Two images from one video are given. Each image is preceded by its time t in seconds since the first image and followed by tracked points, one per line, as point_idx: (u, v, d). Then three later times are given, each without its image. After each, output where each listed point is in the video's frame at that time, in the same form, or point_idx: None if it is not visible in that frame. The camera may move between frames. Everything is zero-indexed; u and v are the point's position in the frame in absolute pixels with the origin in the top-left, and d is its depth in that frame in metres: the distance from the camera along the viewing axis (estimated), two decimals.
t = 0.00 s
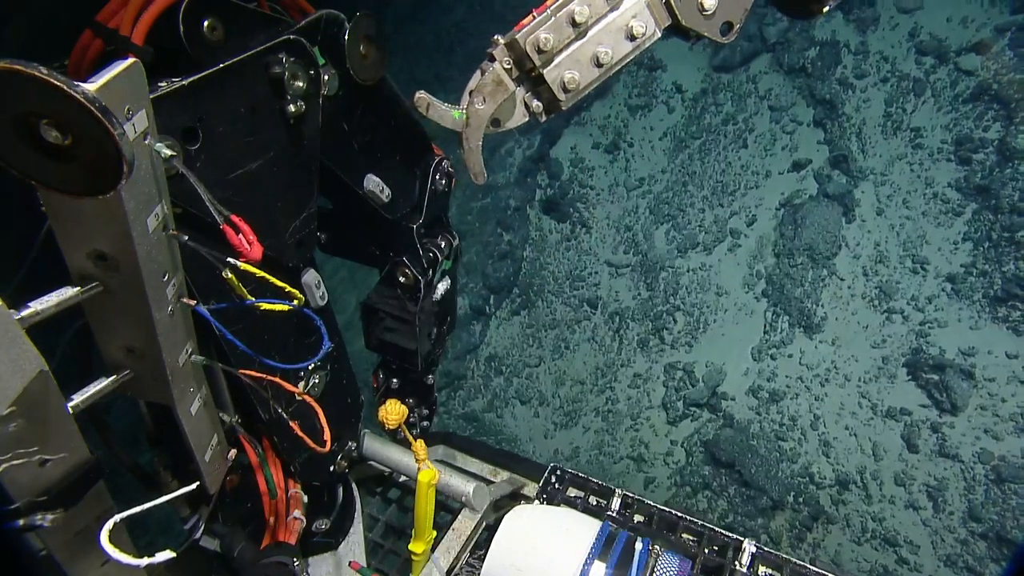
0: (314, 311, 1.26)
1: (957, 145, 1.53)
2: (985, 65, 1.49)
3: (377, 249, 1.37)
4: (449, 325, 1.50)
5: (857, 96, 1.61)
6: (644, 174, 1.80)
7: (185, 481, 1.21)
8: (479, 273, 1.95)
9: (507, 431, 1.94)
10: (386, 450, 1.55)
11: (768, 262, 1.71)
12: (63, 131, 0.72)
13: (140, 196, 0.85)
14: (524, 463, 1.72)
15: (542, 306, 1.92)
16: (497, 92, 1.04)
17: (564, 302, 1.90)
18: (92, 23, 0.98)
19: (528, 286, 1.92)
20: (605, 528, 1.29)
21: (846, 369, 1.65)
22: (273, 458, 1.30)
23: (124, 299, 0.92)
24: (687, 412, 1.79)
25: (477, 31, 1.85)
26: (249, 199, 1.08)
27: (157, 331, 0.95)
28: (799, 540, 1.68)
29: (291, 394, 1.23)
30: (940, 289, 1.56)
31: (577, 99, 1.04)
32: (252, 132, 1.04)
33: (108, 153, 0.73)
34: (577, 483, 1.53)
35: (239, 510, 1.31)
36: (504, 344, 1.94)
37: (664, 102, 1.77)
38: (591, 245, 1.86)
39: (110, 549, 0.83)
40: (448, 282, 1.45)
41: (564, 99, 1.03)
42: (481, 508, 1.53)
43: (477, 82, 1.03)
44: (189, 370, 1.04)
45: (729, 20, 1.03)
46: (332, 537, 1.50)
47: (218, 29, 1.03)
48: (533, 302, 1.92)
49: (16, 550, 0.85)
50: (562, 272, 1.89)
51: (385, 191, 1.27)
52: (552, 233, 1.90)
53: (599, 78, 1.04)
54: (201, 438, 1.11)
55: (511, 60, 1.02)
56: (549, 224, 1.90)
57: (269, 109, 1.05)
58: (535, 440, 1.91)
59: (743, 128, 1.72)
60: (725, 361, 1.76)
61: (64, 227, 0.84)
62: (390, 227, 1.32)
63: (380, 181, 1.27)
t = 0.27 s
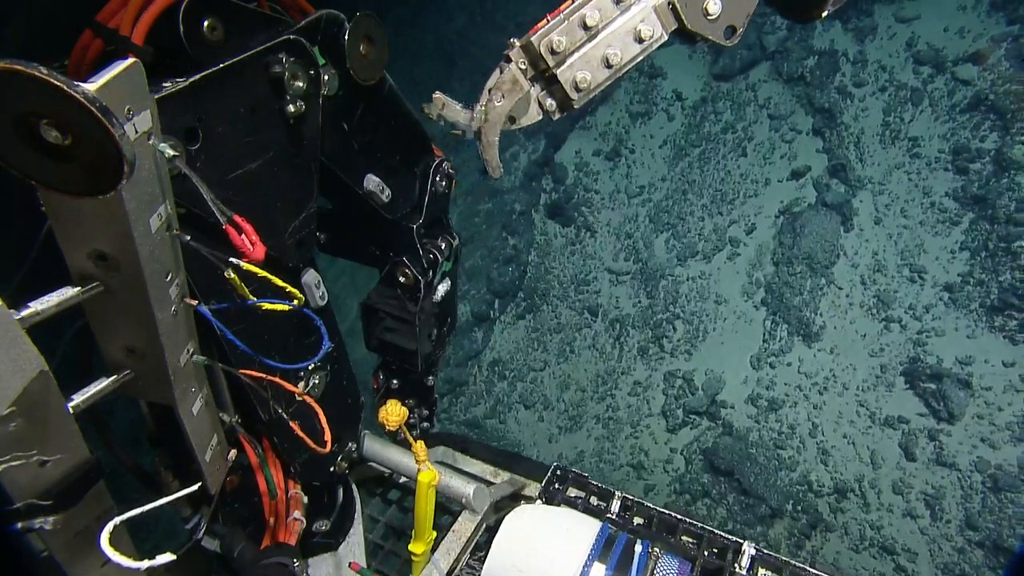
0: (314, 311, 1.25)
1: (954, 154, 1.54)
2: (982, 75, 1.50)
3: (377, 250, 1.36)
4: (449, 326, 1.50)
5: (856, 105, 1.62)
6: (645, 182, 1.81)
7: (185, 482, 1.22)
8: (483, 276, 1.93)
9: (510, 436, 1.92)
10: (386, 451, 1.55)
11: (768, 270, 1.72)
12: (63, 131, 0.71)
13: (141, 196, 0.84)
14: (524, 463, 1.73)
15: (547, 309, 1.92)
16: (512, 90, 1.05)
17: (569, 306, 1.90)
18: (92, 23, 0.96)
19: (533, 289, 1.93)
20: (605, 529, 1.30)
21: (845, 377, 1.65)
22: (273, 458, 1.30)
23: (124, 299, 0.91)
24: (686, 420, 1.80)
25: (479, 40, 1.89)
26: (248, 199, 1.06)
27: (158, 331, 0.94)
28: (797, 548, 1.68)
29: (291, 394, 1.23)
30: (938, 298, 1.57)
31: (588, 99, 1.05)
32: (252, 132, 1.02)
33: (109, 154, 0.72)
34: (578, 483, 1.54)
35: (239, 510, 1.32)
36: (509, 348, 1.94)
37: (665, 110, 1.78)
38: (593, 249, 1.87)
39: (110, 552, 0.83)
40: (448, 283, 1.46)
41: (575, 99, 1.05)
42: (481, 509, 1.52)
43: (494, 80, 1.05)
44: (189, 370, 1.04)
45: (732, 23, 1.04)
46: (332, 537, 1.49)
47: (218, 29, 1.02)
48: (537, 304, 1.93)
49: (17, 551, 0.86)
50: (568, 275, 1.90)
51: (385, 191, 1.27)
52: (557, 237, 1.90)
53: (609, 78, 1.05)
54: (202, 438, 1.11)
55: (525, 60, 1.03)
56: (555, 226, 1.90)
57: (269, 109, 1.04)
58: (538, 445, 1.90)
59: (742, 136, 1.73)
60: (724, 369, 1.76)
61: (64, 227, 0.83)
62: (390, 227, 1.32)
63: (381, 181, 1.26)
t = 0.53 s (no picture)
0: (314, 311, 1.23)
1: (952, 163, 1.56)
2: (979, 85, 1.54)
3: (377, 250, 1.37)
4: (450, 325, 1.52)
5: (854, 113, 1.64)
6: (645, 189, 1.82)
7: (185, 483, 1.22)
8: (485, 283, 1.93)
9: (511, 442, 1.93)
10: (386, 451, 1.55)
11: (767, 277, 1.73)
12: (63, 131, 0.71)
13: (142, 196, 0.83)
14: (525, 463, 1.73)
15: (547, 316, 1.92)
16: (524, 96, 1.11)
17: (571, 313, 1.90)
18: (92, 23, 0.96)
19: (534, 296, 1.92)
20: (605, 529, 1.30)
21: (843, 385, 1.66)
22: (274, 458, 1.29)
23: (124, 299, 0.90)
24: (686, 426, 1.80)
25: (480, 47, 1.90)
26: (248, 199, 1.05)
27: (158, 331, 0.93)
28: (796, 554, 1.68)
29: (291, 394, 1.22)
30: (936, 306, 1.59)
31: (596, 105, 1.11)
32: (252, 132, 1.01)
33: (109, 154, 0.72)
34: (578, 483, 1.54)
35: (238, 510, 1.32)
36: (509, 355, 1.94)
37: (665, 117, 1.80)
38: (594, 255, 1.87)
39: (110, 555, 0.84)
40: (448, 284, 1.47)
41: (584, 106, 1.11)
42: (481, 510, 1.52)
43: (508, 86, 1.10)
44: (189, 370, 1.03)
45: (733, 33, 1.07)
46: (332, 537, 1.49)
47: (218, 29, 1.01)
48: (539, 310, 1.92)
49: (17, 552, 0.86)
50: (569, 281, 1.90)
51: (385, 190, 1.28)
52: (558, 243, 1.90)
53: (617, 86, 1.10)
54: (202, 438, 1.10)
55: (537, 67, 1.09)
56: (556, 233, 1.90)
57: (269, 109, 1.02)
58: (540, 451, 1.90)
59: (741, 144, 1.74)
60: (724, 376, 1.77)
61: (64, 227, 0.82)
62: (391, 228, 1.33)
63: (381, 181, 1.27)
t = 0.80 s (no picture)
0: (314, 311, 1.23)
1: (949, 171, 1.59)
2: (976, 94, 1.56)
3: (377, 250, 1.38)
4: (450, 325, 1.52)
5: (853, 121, 1.66)
6: (646, 196, 1.83)
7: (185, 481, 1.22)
8: (486, 290, 1.93)
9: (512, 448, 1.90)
10: (386, 451, 1.56)
11: (767, 284, 1.74)
12: (63, 131, 0.71)
13: (141, 196, 0.83)
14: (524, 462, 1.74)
15: (549, 322, 1.92)
16: (535, 92, 1.12)
17: (570, 319, 1.90)
18: (91, 23, 0.96)
19: (535, 302, 1.92)
20: (605, 529, 1.30)
21: (842, 392, 1.67)
22: (274, 458, 1.29)
23: (124, 299, 0.91)
24: (686, 432, 1.80)
25: (482, 53, 1.91)
26: (249, 200, 1.05)
27: (157, 331, 0.93)
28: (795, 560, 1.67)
29: (291, 394, 1.22)
30: (933, 313, 1.61)
31: (605, 102, 1.11)
32: (253, 132, 1.01)
33: (109, 153, 0.72)
34: (578, 483, 1.53)
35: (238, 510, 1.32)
36: (511, 360, 1.93)
37: (665, 123, 1.81)
38: (596, 260, 1.88)
39: (109, 551, 0.84)
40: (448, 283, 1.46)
41: (593, 102, 1.11)
42: (481, 509, 1.52)
43: (519, 83, 1.11)
44: (189, 370, 1.03)
45: (740, 31, 1.08)
46: (332, 537, 1.49)
47: (218, 29, 1.01)
48: (540, 317, 1.92)
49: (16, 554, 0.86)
50: (570, 288, 1.90)
51: (385, 190, 1.28)
52: (558, 249, 1.91)
53: (625, 83, 1.11)
54: (202, 438, 1.11)
55: (546, 63, 1.10)
56: (557, 240, 1.91)
57: (269, 109, 1.03)
58: (541, 458, 1.88)
59: (741, 150, 1.76)
60: (724, 382, 1.77)
61: (64, 227, 0.82)
62: (391, 228, 1.33)
63: (381, 181, 1.27)
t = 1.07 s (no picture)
0: (316, 312, 1.21)
1: (951, 180, 1.58)
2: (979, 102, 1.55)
3: (380, 250, 1.39)
4: (452, 325, 1.51)
5: (855, 129, 1.67)
6: (648, 203, 1.85)
7: (186, 484, 1.23)
8: (488, 298, 1.98)
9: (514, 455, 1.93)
10: (387, 451, 1.56)
11: (769, 291, 1.74)
12: (67, 132, 0.71)
13: (143, 197, 0.84)
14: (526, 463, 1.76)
15: (549, 331, 1.94)
16: (553, 82, 1.06)
17: (570, 327, 1.92)
18: (95, 24, 0.95)
19: (534, 312, 1.95)
20: (606, 531, 1.31)
21: (843, 399, 1.67)
22: (276, 458, 1.29)
23: (126, 300, 0.91)
24: (688, 438, 1.81)
25: (486, 57, 1.91)
26: (253, 200, 1.05)
27: (159, 332, 0.94)
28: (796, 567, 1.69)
29: (294, 395, 1.21)
30: (935, 322, 1.60)
31: (623, 92, 1.06)
32: (256, 132, 1.02)
33: (112, 155, 0.72)
34: (579, 484, 1.53)
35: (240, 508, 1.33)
36: (512, 368, 1.96)
37: (668, 130, 1.82)
38: (596, 270, 1.90)
39: (112, 553, 0.82)
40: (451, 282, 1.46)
41: (611, 92, 1.06)
42: (484, 509, 1.51)
43: (537, 77, 1.07)
44: (191, 371, 1.04)
45: (758, 23, 1.04)
46: (333, 537, 1.50)
47: (222, 29, 1.02)
48: (540, 327, 1.95)
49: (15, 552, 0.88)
50: (569, 296, 1.92)
51: (389, 191, 1.28)
52: (558, 258, 1.94)
53: (643, 74, 1.06)
54: (203, 438, 1.11)
55: (566, 54, 1.05)
56: (555, 249, 1.94)
57: (273, 110, 1.03)
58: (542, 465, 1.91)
59: (744, 157, 1.77)
60: (726, 389, 1.78)
61: (66, 228, 0.83)
62: (394, 228, 1.34)
63: (384, 181, 1.27)
